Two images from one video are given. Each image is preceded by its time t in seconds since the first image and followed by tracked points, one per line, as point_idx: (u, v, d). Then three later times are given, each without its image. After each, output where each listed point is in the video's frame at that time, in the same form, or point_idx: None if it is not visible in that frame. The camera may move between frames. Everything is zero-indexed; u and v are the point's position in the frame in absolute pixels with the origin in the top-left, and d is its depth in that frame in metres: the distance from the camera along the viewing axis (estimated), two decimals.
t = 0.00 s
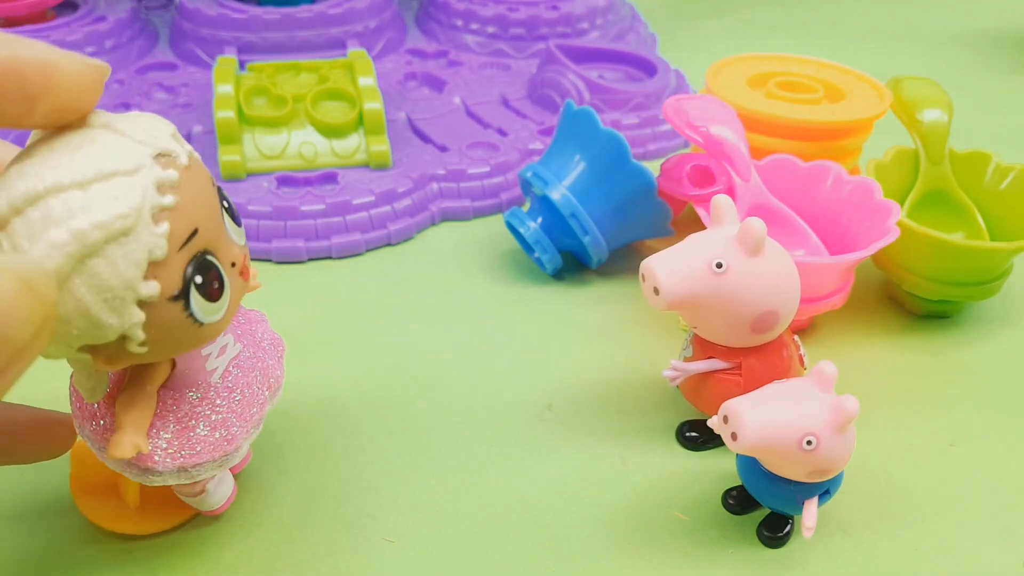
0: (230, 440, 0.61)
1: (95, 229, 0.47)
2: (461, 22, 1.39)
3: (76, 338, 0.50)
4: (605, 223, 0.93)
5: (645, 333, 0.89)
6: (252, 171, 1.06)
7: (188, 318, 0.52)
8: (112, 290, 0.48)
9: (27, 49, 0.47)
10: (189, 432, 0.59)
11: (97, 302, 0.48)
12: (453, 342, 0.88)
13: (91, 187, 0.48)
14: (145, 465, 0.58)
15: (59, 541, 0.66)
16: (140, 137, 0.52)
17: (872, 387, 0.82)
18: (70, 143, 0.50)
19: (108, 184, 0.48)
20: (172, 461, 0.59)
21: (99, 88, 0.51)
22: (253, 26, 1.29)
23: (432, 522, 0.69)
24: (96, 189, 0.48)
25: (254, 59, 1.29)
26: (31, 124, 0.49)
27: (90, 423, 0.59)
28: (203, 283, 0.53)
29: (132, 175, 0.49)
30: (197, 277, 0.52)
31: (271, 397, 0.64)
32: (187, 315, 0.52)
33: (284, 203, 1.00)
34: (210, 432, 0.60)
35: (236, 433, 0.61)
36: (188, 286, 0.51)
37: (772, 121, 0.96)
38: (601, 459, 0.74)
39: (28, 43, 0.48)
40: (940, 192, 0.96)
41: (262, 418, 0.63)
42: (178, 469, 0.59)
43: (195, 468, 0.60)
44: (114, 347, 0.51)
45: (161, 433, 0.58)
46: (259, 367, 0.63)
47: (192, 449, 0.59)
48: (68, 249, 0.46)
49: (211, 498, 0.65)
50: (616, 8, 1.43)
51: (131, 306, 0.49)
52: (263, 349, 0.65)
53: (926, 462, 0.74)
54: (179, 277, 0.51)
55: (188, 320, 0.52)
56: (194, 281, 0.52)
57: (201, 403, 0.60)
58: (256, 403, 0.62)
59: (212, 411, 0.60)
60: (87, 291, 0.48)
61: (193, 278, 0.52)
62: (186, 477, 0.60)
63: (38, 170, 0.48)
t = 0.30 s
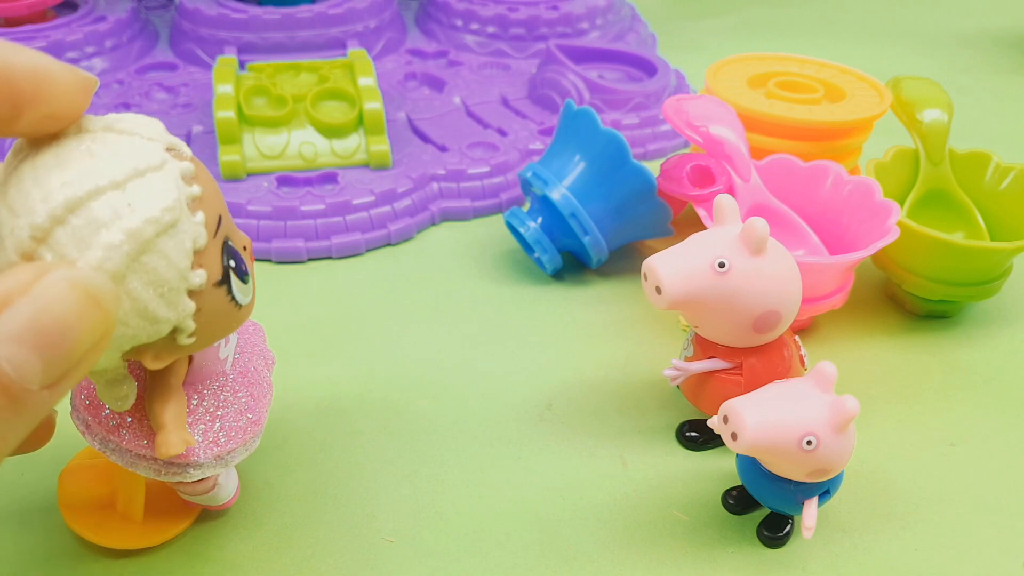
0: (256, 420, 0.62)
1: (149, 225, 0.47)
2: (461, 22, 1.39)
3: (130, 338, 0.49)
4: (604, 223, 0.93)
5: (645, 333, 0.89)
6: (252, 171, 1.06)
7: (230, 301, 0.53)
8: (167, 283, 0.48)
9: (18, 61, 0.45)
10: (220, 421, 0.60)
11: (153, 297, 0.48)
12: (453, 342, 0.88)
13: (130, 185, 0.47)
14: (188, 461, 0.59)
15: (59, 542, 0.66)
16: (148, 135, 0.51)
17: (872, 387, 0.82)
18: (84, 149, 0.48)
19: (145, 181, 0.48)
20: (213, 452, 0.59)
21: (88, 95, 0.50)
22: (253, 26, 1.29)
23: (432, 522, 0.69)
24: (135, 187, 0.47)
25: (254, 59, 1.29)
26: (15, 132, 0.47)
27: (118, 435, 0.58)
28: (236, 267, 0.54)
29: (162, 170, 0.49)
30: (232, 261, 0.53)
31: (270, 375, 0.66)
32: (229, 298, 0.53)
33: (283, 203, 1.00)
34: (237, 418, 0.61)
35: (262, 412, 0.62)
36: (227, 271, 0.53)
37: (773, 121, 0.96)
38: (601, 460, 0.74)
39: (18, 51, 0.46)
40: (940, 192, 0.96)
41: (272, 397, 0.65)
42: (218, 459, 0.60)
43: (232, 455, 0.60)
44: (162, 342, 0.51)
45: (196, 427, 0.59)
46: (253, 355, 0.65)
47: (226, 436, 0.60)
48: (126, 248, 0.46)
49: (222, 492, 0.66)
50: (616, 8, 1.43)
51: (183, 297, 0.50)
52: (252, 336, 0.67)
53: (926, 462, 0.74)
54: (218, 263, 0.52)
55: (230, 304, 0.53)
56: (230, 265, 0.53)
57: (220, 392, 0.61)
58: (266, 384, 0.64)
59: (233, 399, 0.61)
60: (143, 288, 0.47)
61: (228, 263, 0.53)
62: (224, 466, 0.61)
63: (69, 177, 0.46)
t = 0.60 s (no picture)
0: (249, 416, 0.61)
1: (132, 215, 0.47)
2: (461, 22, 1.39)
3: (119, 329, 0.49)
4: (604, 223, 0.93)
5: (645, 333, 0.89)
6: (252, 171, 1.06)
7: (215, 290, 0.54)
8: (152, 272, 0.48)
9: (9, 62, 0.45)
10: (212, 414, 0.60)
11: (139, 287, 0.48)
12: (453, 342, 0.88)
13: (110, 177, 0.47)
14: (181, 455, 0.58)
15: (59, 543, 0.66)
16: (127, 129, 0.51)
17: (872, 387, 0.82)
18: (64, 145, 0.48)
19: (125, 173, 0.48)
20: (206, 445, 0.58)
21: (70, 95, 0.50)
22: (253, 26, 1.29)
23: (432, 522, 0.69)
24: (116, 179, 0.48)
25: (254, 59, 1.29)
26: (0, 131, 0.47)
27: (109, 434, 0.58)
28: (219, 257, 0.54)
29: (142, 162, 0.49)
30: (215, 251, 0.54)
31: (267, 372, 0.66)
32: (214, 287, 0.54)
33: (283, 203, 1.00)
34: (231, 410, 0.60)
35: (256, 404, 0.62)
36: (211, 260, 0.53)
37: (773, 121, 0.96)
38: (601, 460, 0.74)
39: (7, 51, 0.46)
40: (940, 193, 0.96)
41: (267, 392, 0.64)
42: (212, 453, 0.59)
43: (225, 450, 0.60)
44: (150, 333, 0.51)
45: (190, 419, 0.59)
46: (247, 351, 0.65)
47: (221, 428, 0.59)
48: (109, 239, 0.46)
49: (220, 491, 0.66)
50: (616, 8, 1.43)
51: (168, 287, 0.50)
52: (247, 332, 0.66)
53: (926, 462, 0.74)
54: (202, 253, 0.52)
55: (215, 292, 0.54)
56: (214, 255, 0.54)
57: (213, 385, 0.61)
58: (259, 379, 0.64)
59: (225, 391, 0.61)
60: (129, 278, 0.47)
61: (212, 253, 0.54)
62: (220, 459, 0.60)
63: (50, 172, 0.46)
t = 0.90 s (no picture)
0: (200, 423, 0.60)
1: (38, 198, 0.47)
2: (461, 22, 1.39)
3: (27, 309, 0.50)
4: (604, 223, 0.93)
5: (645, 333, 0.89)
6: (252, 171, 1.06)
7: (136, 289, 0.52)
8: (55, 258, 0.48)
9: None
10: (157, 413, 0.59)
11: (41, 270, 0.48)
12: (452, 343, 0.88)
13: (33, 161, 0.49)
14: (113, 448, 0.58)
15: (59, 542, 0.66)
16: (85, 117, 0.52)
17: (873, 388, 0.82)
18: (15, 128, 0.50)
19: (48, 158, 0.49)
20: (139, 443, 0.58)
21: (58, 90, 0.52)
22: (253, 26, 1.29)
23: (432, 521, 0.69)
24: (37, 163, 0.49)
25: (254, 59, 1.29)
26: None
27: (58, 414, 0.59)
28: (151, 254, 0.52)
29: (72, 149, 0.50)
30: (144, 248, 0.52)
31: (246, 386, 0.64)
32: (134, 285, 0.52)
33: (283, 203, 1.00)
34: (178, 414, 0.59)
35: (208, 414, 0.60)
36: (134, 255, 0.51)
37: (773, 121, 0.96)
38: (601, 460, 0.74)
39: None
40: (940, 193, 0.96)
41: (238, 405, 0.63)
42: (147, 452, 0.58)
43: (165, 452, 0.59)
44: (66, 321, 0.52)
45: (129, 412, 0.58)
46: (228, 355, 0.63)
47: (161, 430, 0.58)
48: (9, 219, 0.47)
49: (198, 493, 0.65)
50: (616, 8, 1.43)
51: (77, 276, 0.49)
52: (236, 338, 0.65)
53: (926, 462, 0.74)
54: (124, 247, 0.51)
55: (136, 291, 0.52)
56: (140, 251, 0.52)
57: (168, 386, 0.60)
58: (230, 386, 0.62)
59: (180, 392, 0.60)
60: (31, 260, 0.48)
61: (140, 249, 0.52)
62: (157, 462, 0.59)
63: None
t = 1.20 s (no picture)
0: (161, 458, 0.60)
1: None
2: (461, 22, 1.39)
3: None
4: (604, 223, 0.93)
5: (645, 333, 0.89)
6: (252, 171, 1.06)
7: (79, 330, 0.51)
8: None
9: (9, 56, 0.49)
10: (121, 439, 0.59)
11: None
12: (452, 343, 0.88)
13: None
14: (76, 459, 0.60)
15: (59, 542, 0.66)
16: (74, 141, 0.52)
17: (873, 388, 0.82)
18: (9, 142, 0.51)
19: (11, 185, 0.49)
20: (98, 463, 0.59)
21: (74, 89, 0.53)
22: (253, 26, 1.29)
23: (432, 522, 0.69)
24: None
25: (254, 59, 1.29)
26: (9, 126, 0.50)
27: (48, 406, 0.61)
28: (102, 298, 0.51)
29: (39, 178, 0.50)
30: (93, 290, 0.51)
31: (225, 427, 0.63)
32: (77, 326, 0.51)
33: (283, 203, 1.00)
34: (143, 443, 0.59)
35: (171, 452, 0.60)
36: (79, 297, 0.50)
37: (773, 121, 0.96)
38: (600, 460, 0.74)
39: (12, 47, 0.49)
40: (940, 193, 0.96)
41: (211, 444, 0.62)
42: (106, 471, 0.60)
43: (124, 476, 0.60)
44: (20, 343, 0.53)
45: (94, 431, 0.59)
46: (220, 390, 0.62)
47: (121, 456, 0.59)
48: None
49: (187, 503, 0.65)
50: (616, 8, 1.43)
51: (19, 308, 0.50)
52: (240, 371, 0.64)
53: (926, 462, 0.74)
54: (72, 286, 0.50)
55: (80, 333, 0.51)
56: (88, 293, 0.51)
57: (140, 412, 0.60)
58: (209, 425, 0.61)
59: (151, 424, 0.60)
60: None
61: (88, 290, 0.51)
62: (115, 481, 0.60)
63: None
